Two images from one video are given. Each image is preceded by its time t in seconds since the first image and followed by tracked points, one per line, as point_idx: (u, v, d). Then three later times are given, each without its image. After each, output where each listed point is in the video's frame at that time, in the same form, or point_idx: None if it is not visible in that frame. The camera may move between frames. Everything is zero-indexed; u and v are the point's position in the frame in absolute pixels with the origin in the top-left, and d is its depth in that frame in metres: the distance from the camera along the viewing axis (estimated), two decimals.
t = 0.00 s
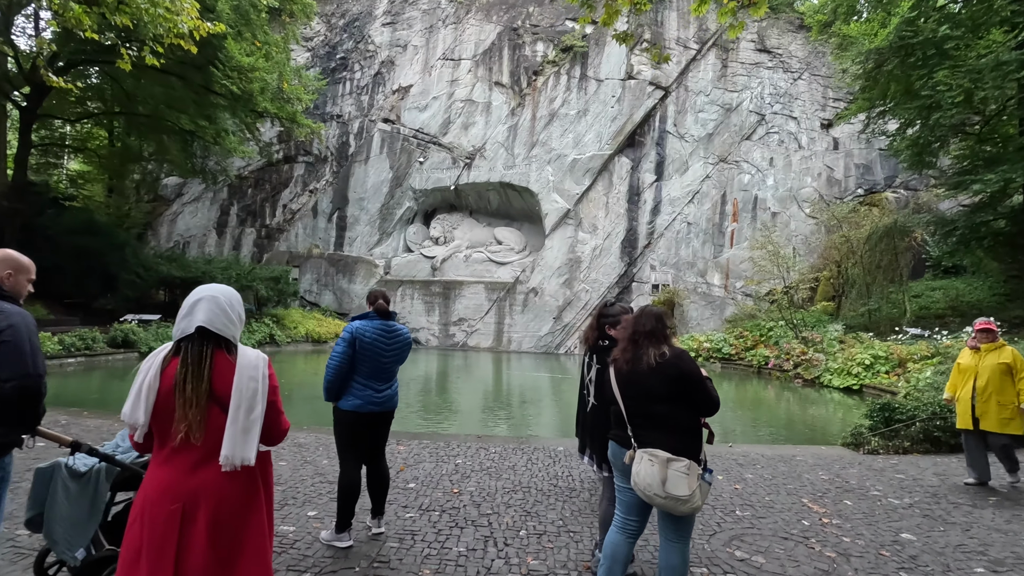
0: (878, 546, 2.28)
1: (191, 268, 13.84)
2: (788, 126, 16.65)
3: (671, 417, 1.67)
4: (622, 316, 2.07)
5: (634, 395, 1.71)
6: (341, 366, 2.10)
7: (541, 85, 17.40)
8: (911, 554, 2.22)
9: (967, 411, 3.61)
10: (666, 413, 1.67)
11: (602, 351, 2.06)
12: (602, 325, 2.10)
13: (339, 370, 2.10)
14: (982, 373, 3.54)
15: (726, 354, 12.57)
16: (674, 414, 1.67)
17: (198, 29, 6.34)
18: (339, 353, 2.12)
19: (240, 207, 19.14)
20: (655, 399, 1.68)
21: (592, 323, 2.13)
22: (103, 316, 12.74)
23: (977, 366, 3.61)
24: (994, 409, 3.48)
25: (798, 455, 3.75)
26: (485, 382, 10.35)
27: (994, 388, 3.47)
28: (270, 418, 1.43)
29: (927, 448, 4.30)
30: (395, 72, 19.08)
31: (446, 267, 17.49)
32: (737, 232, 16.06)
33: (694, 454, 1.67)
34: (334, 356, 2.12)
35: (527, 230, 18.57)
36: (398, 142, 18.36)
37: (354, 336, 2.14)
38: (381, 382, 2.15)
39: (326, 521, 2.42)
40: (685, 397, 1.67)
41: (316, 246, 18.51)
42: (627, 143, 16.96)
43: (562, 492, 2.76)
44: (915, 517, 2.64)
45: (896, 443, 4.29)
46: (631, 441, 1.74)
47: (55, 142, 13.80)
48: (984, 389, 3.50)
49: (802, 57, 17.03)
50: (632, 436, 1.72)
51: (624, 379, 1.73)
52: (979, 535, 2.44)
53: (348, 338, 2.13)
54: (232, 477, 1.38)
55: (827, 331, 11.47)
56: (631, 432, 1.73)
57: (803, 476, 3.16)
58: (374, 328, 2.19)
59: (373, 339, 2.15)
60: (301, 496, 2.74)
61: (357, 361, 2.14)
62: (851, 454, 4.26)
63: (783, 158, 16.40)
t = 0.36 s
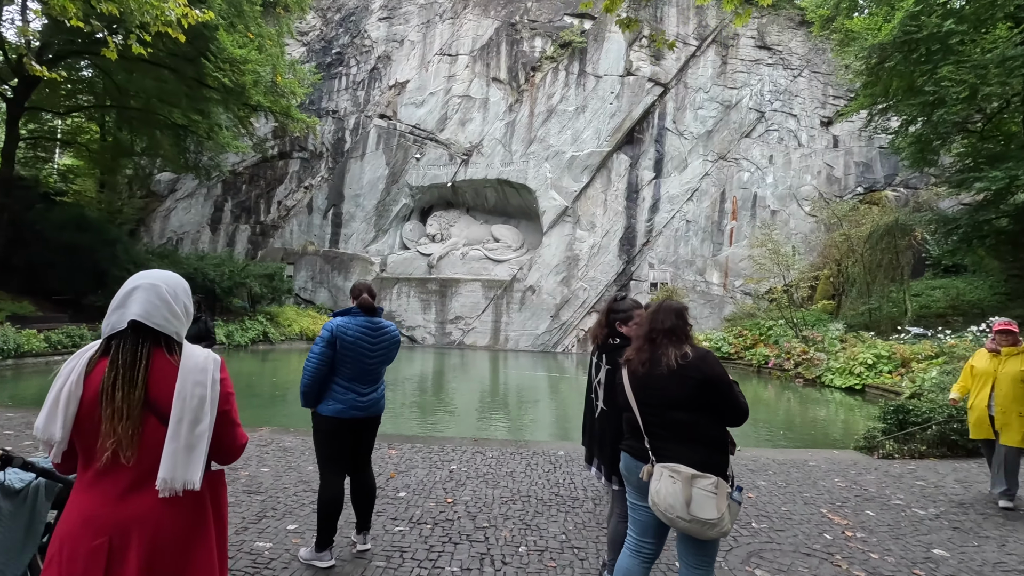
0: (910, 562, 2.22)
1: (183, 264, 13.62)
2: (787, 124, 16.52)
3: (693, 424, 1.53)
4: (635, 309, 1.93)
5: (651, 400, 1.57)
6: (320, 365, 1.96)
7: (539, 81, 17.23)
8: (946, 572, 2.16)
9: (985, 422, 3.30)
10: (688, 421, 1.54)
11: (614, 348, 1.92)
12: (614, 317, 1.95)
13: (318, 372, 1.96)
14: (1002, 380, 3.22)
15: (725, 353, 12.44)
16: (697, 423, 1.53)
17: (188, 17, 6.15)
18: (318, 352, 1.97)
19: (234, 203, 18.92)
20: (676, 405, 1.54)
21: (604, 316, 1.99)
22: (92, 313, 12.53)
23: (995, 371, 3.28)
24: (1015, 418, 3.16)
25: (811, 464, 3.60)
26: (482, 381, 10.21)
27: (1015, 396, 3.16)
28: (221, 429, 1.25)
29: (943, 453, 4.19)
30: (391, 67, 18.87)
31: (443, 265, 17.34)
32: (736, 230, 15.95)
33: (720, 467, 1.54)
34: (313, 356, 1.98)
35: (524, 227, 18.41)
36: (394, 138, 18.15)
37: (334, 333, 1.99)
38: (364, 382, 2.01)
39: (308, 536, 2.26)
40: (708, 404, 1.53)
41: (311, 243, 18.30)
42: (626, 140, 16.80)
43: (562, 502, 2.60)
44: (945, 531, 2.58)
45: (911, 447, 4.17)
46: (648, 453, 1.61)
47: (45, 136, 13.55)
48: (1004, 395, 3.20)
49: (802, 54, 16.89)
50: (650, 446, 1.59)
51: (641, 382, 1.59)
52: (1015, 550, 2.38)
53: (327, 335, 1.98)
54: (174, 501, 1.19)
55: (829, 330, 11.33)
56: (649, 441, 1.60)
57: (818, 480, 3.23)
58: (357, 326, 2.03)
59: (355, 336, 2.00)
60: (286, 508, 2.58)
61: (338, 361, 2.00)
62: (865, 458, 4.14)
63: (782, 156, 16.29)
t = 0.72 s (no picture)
0: None
1: (174, 262, 13.42)
2: (786, 121, 16.40)
3: (722, 442, 1.39)
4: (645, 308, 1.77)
5: (675, 415, 1.42)
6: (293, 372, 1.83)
7: (536, 77, 17.05)
8: None
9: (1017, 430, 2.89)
10: (716, 439, 1.39)
11: (622, 352, 1.77)
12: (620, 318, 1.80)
13: (289, 380, 1.84)
14: None
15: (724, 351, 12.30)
16: (727, 441, 1.39)
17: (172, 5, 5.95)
18: (290, 356, 1.84)
19: (227, 200, 18.70)
20: (702, 422, 1.39)
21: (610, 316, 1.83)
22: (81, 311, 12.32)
23: None
24: None
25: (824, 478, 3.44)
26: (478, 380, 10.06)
27: None
28: (138, 464, 1.06)
29: (961, 459, 4.07)
30: (386, 62, 18.65)
31: (438, 263, 17.17)
32: (734, 228, 15.82)
33: (753, 490, 1.39)
34: (283, 362, 1.85)
35: (520, 225, 18.24)
36: (389, 135, 17.93)
37: (308, 337, 1.86)
38: (341, 391, 1.90)
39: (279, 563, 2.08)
40: (738, 418, 1.40)
41: (305, 240, 18.09)
42: (623, 137, 16.64)
43: (562, 519, 2.42)
44: (981, 548, 2.49)
45: (929, 453, 4.04)
46: (670, 477, 1.47)
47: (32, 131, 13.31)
48: None
49: (801, 50, 16.75)
50: (672, 468, 1.44)
51: (661, 395, 1.44)
52: None
53: (300, 339, 1.85)
54: (66, 563, 0.99)
55: (829, 328, 11.19)
56: (671, 461, 1.45)
57: (837, 493, 3.18)
58: (333, 329, 1.91)
59: (331, 341, 1.88)
60: (261, 526, 2.40)
61: (312, 367, 1.88)
62: (882, 465, 3.99)
63: (781, 153, 16.16)
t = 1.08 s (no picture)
0: None
1: (169, 260, 13.25)
2: (788, 117, 16.26)
3: (782, 461, 1.22)
4: (677, 306, 1.62)
5: (725, 429, 1.25)
6: (276, 375, 1.69)
7: (536, 73, 16.88)
8: None
9: None
10: (774, 456, 1.22)
11: (652, 356, 1.61)
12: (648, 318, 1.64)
13: (272, 385, 1.70)
14: None
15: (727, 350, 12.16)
16: (787, 459, 1.22)
17: None
18: (271, 358, 1.70)
19: (224, 197, 18.52)
20: (757, 436, 1.23)
21: (636, 316, 1.68)
22: (74, 310, 12.16)
23: None
24: None
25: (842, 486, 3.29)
26: (478, 379, 9.93)
27: None
28: (39, 506, 0.91)
29: (991, 464, 3.94)
30: (384, 59, 18.46)
31: (437, 261, 17.02)
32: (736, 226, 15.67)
33: (819, 519, 1.21)
34: (265, 364, 1.70)
35: (520, 223, 18.08)
36: (387, 132, 17.76)
37: (292, 337, 1.72)
38: (329, 397, 1.77)
39: None
40: (799, 430, 1.23)
41: (303, 239, 17.92)
42: (624, 134, 16.48)
43: (569, 534, 2.27)
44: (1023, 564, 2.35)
45: (956, 458, 3.91)
46: (717, 503, 1.29)
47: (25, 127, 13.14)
48: None
49: (804, 45, 16.60)
50: (720, 492, 1.27)
51: (707, 406, 1.27)
52: None
53: (283, 339, 1.70)
54: None
55: (834, 326, 11.04)
56: (719, 483, 1.28)
57: (863, 502, 3.04)
58: (323, 328, 1.76)
59: (319, 341, 1.74)
60: (244, 544, 2.25)
61: (297, 370, 1.74)
62: (907, 470, 3.86)
63: (783, 150, 15.99)
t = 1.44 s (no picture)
0: None
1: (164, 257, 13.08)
2: (791, 114, 16.14)
3: (866, 502, 1.04)
4: (720, 313, 1.46)
5: (794, 464, 1.08)
6: (256, 390, 1.61)
7: (536, 69, 16.71)
8: None
9: None
10: (856, 498, 1.04)
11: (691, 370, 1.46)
12: (686, 326, 1.50)
13: (253, 400, 1.61)
14: None
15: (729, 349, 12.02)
16: (874, 502, 1.04)
17: None
18: (250, 370, 1.61)
19: (220, 194, 18.34)
20: (836, 473, 1.05)
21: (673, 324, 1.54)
22: (68, 308, 12.00)
23: None
24: None
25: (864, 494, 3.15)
26: (477, 378, 9.79)
27: None
28: None
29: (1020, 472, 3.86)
30: (383, 54, 18.28)
31: (436, 258, 16.88)
32: (738, 223, 15.54)
33: (910, 574, 1.04)
34: (245, 377, 1.61)
35: (519, 220, 17.94)
36: (386, 128, 17.57)
37: (275, 346, 1.63)
38: (316, 411, 1.68)
39: None
40: (884, 467, 1.05)
41: (301, 236, 17.74)
42: (625, 130, 16.32)
43: (577, 554, 2.12)
44: None
45: (983, 467, 3.85)
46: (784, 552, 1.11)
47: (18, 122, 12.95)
48: None
49: (807, 41, 16.46)
50: (789, 540, 1.10)
51: (773, 435, 1.10)
52: None
53: (265, 348, 1.62)
54: None
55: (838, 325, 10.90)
56: (787, 529, 1.10)
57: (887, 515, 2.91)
58: (309, 336, 1.68)
59: (304, 350, 1.65)
60: (225, 569, 2.09)
61: (280, 383, 1.65)
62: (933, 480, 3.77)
63: (785, 147, 15.85)
